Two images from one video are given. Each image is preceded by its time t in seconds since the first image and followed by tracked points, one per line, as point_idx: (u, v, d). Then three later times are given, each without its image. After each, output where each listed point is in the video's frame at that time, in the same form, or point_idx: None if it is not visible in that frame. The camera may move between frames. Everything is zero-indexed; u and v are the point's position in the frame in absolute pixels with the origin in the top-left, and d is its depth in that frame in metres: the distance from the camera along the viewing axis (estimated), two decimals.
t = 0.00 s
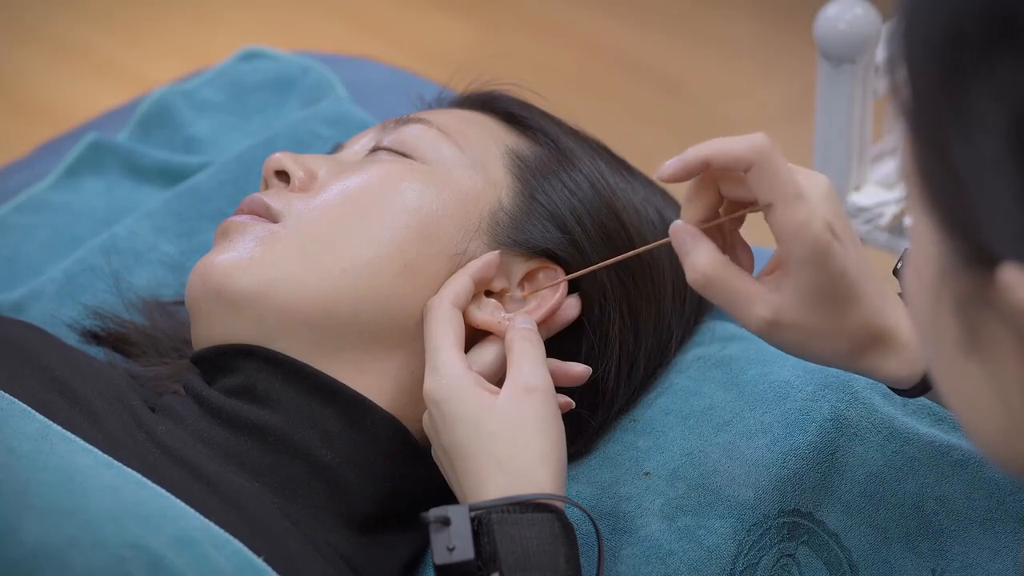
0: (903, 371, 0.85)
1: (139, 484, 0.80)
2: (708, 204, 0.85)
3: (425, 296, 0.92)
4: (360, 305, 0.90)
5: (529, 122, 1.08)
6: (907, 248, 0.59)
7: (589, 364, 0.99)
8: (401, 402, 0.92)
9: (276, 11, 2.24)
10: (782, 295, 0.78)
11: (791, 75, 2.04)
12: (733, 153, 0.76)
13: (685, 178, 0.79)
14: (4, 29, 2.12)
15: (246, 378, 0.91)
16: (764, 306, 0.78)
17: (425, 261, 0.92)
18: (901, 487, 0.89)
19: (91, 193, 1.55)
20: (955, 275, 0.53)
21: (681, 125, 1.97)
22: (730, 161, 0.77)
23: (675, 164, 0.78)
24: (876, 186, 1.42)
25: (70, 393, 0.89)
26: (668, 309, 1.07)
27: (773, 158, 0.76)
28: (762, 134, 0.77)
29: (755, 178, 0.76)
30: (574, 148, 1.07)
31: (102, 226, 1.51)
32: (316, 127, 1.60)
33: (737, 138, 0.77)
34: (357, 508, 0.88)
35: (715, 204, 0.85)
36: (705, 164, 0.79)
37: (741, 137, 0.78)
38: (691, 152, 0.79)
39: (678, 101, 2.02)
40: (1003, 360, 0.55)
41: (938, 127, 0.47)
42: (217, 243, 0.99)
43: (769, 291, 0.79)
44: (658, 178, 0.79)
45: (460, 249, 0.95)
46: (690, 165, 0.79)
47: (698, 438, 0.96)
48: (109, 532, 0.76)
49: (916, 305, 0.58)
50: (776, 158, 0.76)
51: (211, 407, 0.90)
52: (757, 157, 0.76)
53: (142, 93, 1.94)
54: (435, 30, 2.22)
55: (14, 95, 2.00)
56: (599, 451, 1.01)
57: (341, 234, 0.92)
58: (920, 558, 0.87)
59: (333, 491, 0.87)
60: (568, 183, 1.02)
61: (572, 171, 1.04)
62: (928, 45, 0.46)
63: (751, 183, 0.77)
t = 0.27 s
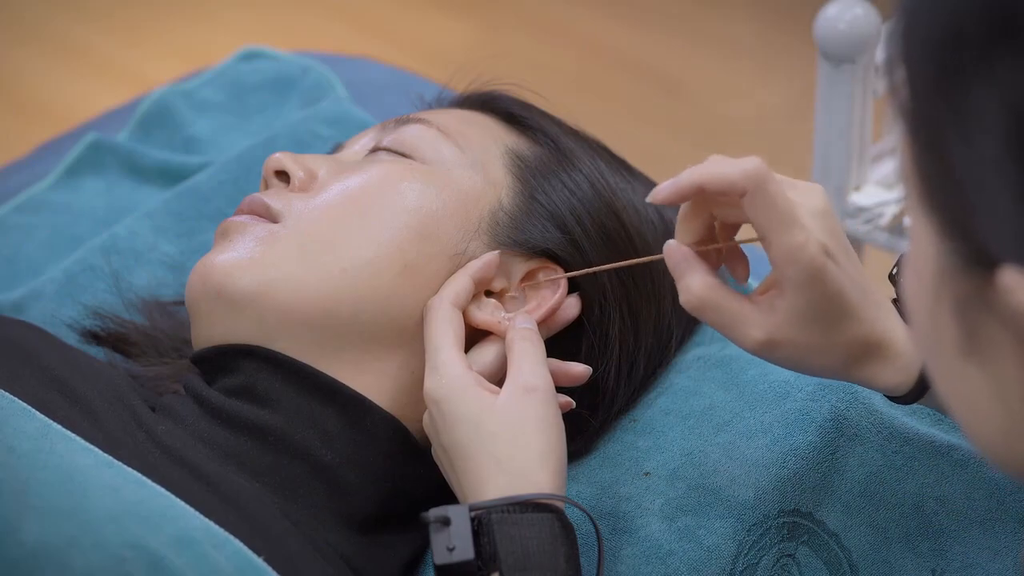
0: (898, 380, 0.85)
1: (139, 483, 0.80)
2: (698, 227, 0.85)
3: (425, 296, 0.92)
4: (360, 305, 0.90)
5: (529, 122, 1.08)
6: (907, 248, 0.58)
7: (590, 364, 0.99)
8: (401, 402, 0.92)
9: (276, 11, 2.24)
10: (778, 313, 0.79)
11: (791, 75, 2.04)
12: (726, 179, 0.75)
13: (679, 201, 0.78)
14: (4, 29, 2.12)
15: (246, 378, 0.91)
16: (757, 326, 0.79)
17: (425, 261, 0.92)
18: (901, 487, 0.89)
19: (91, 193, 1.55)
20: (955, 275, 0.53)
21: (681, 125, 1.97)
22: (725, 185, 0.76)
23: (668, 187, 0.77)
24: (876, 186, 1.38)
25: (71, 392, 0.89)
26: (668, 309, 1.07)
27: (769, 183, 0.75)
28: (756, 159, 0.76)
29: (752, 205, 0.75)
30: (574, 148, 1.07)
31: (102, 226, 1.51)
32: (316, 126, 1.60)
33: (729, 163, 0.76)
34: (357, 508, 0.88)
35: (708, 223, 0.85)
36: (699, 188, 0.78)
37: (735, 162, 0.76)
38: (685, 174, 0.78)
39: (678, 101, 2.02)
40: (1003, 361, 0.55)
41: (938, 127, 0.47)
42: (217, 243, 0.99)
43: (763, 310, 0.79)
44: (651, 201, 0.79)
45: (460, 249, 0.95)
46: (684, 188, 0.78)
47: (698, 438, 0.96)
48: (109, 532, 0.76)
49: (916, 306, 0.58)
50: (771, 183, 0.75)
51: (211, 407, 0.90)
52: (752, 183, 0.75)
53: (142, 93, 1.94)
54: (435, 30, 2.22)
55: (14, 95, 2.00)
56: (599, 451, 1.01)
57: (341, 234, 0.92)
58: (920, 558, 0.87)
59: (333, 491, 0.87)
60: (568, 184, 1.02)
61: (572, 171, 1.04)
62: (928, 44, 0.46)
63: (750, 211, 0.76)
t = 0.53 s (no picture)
0: (897, 380, 0.86)
1: (139, 483, 0.80)
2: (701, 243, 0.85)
3: (425, 296, 0.92)
4: (360, 305, 0.90)
5: (529, 122, 1.08)
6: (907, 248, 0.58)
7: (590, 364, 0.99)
8: (401, 402, 0.92)
9: (276, 11, 2.23)
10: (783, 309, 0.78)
11: (791, 75, 2.04)
12: (728, 180, 0.75)
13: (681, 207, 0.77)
14: (4, 29, 2.12)
15: (246, 378, 0.91)
16: (761, 323, 0.78)
17: (425, 261, 0.92)
18: (901, 487, 0.89)
19: (91, 193, 1.55)
20: (955, 274, 0.53)
21: (681, 125, 1.97)
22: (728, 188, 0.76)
23: (669, 193, 0.77)
24: (876, 186, 1.37)
25: (71, 392, 0.89)
26: (668, 309, 1.07)
27: (771, 185, 0.74)
28: (756, 160, 0.76)
29: (755, 206, 0.75)
30: (574, 148, 1.07)
31: (102, 226, 1.51)
32: (316, 126, 1.60)
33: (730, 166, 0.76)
34: (357, 508, 0.88)
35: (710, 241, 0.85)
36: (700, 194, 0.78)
37: (736, 164, 0.76)
38: (687, 180, 0.77)
39: (678, 101, 2.02)
40: (1003, 361, 0.55)
41: (937, 127, 0.47)
42: (217, 243, 0.99)
43: (767, 306, 0.79)
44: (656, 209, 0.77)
45: (460, 249, 0.95)
46: (686, 194, 0.77)
47: (698, 438, 0.96)
48: (109, 532, 0.76)
49: (916, 305, 0.58)
50: (773, 185, 0.74)
51: (211, 407, 0.90)
52: (754, 185, 0.74)
53: (142, 93, 1.94)
54: (435, 30, 2.22)
55: (14, 95, 2.00)
56: (599, 451, 1.01)
57: (341, 234, 0.92)
58: (920, 558, 0.87)
59: (333, 491, 0.87)
60: (568, 184, 1.02)
61: (572, 171, 1.04)
62: (927, 44, 0.46)
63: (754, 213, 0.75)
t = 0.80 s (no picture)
0: (900, 376, 0.85)
1: (139, 483, 0.80)
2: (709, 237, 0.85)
3: (425, 296, 0.92)
4: (360, 305, 0.90)
5: (529, 122, 1.08)
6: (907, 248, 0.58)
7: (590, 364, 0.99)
8: (401, 402, 0.92)
9: (276, 11, 2.23)
10: (785, 297, 0.79)
11: (791, 75, 2.04)
12: (733, 175, 0.75)
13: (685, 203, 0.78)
14: (4, 29, 2.12)
15: (246, 378, 0.91)
16: (761, 309, 0.79)
17: (425, 261, 0.92)
18: (901, 487, 0.89)
19: (91, 193, 1.55)
20: (956, 274, 0.53)
21: (681, 126, 1.97)
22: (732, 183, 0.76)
23: (673, 190, 0.78)
24: (876, 186, 1.38)
25: (71, 392, 0.89)
26: (668, 308, 1.07)
27: (774, 180, 0.75)
28: (759, 154, 0.76)
29: (760, 200, 0.76)
30: (574, 148, 1.07)
31: (102, 226, 1.51)
32: (316, 126, 1.60)
33: (733, 160, 0.76)
34: (357, 508, 0.88)
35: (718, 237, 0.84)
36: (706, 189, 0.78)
37: (738, 159, 0.77)
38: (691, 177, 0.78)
39: (677, 101, 2.02)
40: (1002, 362, 0.55)
41: (937, 127, 0.47)
42: (217, 243, 0.99)
43: (768, 294, 0.79)
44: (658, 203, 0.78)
45: (460, 249, 0.95)
46: (690, 190, 0.77)
47: (698, 438, 0.96)
48: (109, 532, 0.76)
49: (916, 306, 0.58)
50: (777, 179, 0.75)
51: (211, 407, 0.90)
52: (757, 181, 0.75)
53: (142, 93, 1.94)
54: (435, 30, 2.22)
55: (14, 95, 2.00)
56: (599, 451, 1.01)
57: (341, 234, 0.92)
58: (920, 558, 0.87)
59: (333, 491, 0.87)
60: (569, 184, 1.02)
61: (572, 171, 1.04)
62: (927, 44, 0.46)
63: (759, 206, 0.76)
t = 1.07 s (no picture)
0: (906, 380, 0.85)
1: (139, 482, 0.80)
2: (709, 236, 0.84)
3: (425, 296, 0.92)
4: (360, 305, 0.90)
5: (529, 122, 1.08)
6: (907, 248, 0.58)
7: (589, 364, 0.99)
8: (401, 402, 0.92)
9: (276, 11, 2.23)
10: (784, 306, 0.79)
11: (791, 75, 2.04)
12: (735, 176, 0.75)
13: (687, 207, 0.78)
14: (4, 30, 2.12)
15: (246, 378, 0.91)
16: (761, 320, 0.79)
17: (425, 261, 0.92)
18: (901, 487, 0.89)
19: (91, 193, 1.55)
20: (955, 273, 0.53)
21: (681, 126, 1.97)
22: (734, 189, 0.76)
23: (677, 191, 0.78)
24: (875, 186, 1.38)
25: (71, 392, 0.89)
26: (668, 309, 1.07)
27: (778, 186, 0.75)
28: (764, 160, 0.76)
29: (762, 206, 0.76)
30: (574, 148, 1.07)
31: (102, 226, 1.51)
32: (316, 127, 1.60)
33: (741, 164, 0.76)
34: (357, 508, 0.88)
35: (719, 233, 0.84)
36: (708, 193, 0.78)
37: (744, 164, 0.76)
38: (693, 179, 0.77)
39: (677, 101, 2.02)
40: (1001, 363, 0.55)
41: (936, 127, 0.47)
42: (217, 243, 0.99)
43: (768, 303, 0.79)
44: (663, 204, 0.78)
45: (460, 249, 0.95)
46: (692, 192, 0.78)
47: (698, 438, 0.96)
48: (109, 532, 0.76)
49: (916, 307, 0.58)
50: (780, 186, 0.75)
51: (211, 407, 0.90)
52: (760, 186, 0.75)
53: (142, 93, 1.94)
54: (435, 30, 2.22)
55: (14, 95, 2.00)
56: (599, 451, 1.01)
57: (341, 234, 0.92)
58: (920, 558, 0.87)
59: (333, 491, 0.87)
60: (569, 184, 1.02)
61: (572, 171, 1.04)
62: (926, 44, 0.46)
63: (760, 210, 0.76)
